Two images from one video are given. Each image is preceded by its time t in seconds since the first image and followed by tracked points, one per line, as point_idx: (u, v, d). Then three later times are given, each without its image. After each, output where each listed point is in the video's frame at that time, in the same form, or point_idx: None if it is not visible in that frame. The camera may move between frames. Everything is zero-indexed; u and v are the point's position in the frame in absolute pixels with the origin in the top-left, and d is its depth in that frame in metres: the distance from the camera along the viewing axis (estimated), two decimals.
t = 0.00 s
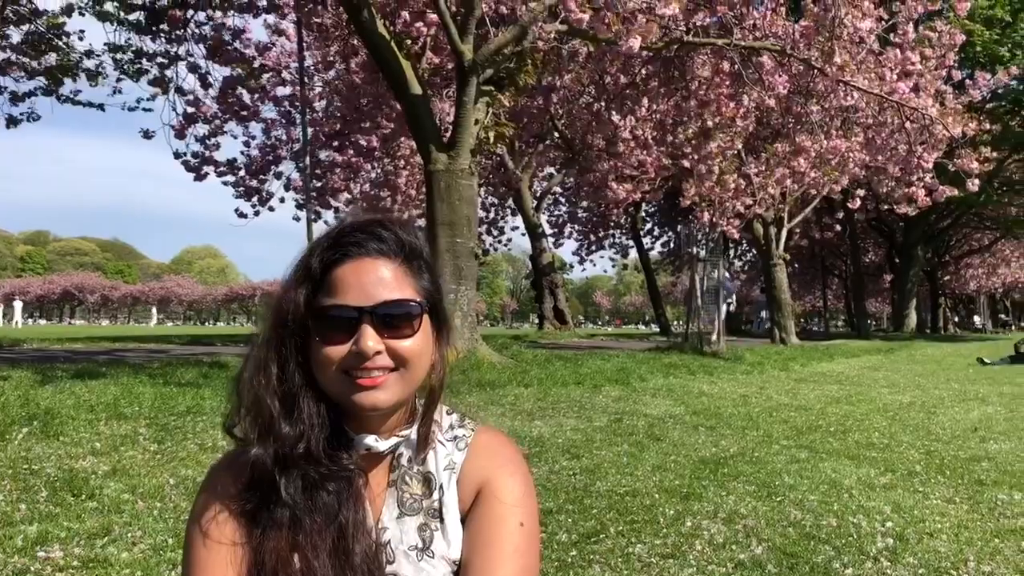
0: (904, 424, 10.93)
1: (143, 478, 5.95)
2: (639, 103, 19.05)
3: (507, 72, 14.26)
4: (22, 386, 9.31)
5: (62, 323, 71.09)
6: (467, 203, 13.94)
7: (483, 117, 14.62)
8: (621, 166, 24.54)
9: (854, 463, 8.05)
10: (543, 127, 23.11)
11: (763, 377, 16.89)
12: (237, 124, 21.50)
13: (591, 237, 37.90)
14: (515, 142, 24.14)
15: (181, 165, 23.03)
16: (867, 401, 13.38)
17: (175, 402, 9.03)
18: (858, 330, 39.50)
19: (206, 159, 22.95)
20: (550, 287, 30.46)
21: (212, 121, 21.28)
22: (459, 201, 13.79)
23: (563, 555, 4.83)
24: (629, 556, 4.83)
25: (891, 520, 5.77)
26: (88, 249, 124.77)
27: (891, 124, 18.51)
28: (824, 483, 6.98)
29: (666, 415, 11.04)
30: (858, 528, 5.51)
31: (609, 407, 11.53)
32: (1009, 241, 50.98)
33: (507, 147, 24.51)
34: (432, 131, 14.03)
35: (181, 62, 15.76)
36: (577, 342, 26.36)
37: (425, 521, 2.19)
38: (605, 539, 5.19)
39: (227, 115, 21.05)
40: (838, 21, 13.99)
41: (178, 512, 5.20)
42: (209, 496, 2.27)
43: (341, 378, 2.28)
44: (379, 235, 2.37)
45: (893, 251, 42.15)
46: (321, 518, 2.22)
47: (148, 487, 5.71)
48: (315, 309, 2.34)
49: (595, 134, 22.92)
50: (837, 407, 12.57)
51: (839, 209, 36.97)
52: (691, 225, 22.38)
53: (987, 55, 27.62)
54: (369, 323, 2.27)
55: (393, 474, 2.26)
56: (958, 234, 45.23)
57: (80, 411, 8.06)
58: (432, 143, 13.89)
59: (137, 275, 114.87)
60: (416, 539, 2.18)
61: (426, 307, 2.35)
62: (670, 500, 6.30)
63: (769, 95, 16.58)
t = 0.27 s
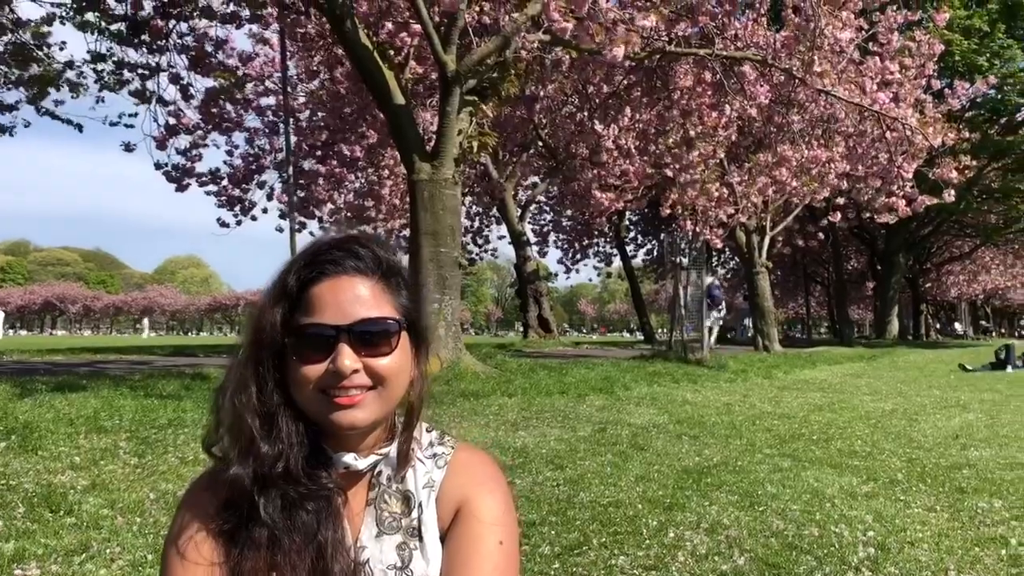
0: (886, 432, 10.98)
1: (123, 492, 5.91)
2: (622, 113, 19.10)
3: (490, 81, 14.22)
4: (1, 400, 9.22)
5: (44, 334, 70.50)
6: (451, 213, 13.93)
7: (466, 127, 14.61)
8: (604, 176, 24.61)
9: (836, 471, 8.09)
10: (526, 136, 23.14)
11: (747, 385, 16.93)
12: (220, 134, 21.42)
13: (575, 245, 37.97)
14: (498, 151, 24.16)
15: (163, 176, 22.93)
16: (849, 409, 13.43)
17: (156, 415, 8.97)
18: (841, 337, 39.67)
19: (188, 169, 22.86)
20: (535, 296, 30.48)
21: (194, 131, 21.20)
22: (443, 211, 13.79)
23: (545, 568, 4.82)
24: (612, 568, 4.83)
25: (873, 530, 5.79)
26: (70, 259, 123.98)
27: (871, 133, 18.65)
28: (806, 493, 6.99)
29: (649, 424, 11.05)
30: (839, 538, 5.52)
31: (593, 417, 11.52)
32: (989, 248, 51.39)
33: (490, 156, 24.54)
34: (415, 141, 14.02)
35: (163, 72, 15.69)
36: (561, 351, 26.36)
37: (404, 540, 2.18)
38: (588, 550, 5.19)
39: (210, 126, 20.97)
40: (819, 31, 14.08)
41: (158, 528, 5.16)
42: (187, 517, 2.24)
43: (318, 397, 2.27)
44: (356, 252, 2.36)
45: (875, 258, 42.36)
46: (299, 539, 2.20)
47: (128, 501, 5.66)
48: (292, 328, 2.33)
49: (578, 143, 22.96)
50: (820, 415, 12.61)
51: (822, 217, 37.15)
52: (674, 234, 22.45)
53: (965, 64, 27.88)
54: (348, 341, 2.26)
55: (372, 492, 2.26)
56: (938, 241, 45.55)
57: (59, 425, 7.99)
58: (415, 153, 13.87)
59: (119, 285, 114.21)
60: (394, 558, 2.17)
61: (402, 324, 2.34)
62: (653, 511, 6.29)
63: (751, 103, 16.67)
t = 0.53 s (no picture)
0: (873, 437, 11.01)
1: (108, 501, 5.87)
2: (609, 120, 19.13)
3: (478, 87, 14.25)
4: None
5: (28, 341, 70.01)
6: (438, 219, 13.92)
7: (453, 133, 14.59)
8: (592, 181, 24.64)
9: (824, 477, 8.09)
10: (513, 141, 23.15)
11: (734, 390, 16.95)
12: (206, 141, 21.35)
13: (563, 250, 37.99)
14: (486, 157, 24.16)
15: (149, 182, 22.84)
16: (836, 414, 13.46)
17: (141, 423, 8.92)
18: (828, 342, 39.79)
19: (175, 175, 22.77)
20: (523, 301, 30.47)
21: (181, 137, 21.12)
22: (430, 217, 13.78)
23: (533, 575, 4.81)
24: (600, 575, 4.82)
25: (859, 535, 5.80)
26: (55, 265, 123.24)
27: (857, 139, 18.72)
28: (794, 498, 7.00)
29: (637, 430, 11.04)
30: (826, 544, 5.54)
31: (582, 423, 11.52)
32: (974, 253, 51.68)
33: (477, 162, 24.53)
34: (402, 146, 14.00)
35: (149, 78, 15.63)
36: (549, 356, 26.34)
37: (393, 550, 2.18)
38: (576, 558, 5.18)
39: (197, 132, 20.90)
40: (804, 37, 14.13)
41: (143, 537, 5.13)
42: (174, 522, 2.23)
43: (292, 408, 2.24)
44: (326, 263, 2.34)
45: (862, 263, 42.53)
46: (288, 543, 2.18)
47: (113, 510, 5.62)
48: (265, 342, 2.32)
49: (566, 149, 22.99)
50: (807, 420, 12.63)
51: (808, 222, 37.29)
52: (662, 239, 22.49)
53: (950, 70, 28.04)
54: (319, 350, 2.23)
55: (362, 502, 2.26)
56: (924, 246, 45.76)
57: (43, 433, 7.94)
58: (402, 159, 13.86)
59: (106, 291, 113.59)
60: (385, 568, 2.17)
61: (374, 329, 2.29)
62: (641, 517, 6.30)
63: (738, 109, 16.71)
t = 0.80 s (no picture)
0: (866, 438, 11.01)
1: (101, 503, 5.84)
2: (603, 121, 19.13)
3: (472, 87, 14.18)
4: None
5: (21, 343, 69.80)
6: (433, 220, 13.90)
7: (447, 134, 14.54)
8: (586, 183, 24.65)
9: (818, 478, 8.10)
10: (507, 143, 23.14)
11: (728, 391, 16.96)
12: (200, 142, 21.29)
13: (557, 252, 38.02)
14: (479, 158, 24.15)
15: (142, 183, 22.79)
16: (830, 415, 13.46)
17: (134, 424, 8.90)
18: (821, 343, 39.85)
19: (167, 176, 22.71)
20: (516, 303, 30.46)
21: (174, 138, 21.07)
22: (424, 218, 13.76)
23: None
24: None
25: (853, 536, 5.80)
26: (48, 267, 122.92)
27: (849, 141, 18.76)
28: (788, 499, 7.00)
29: (631, 431, 11.04)
30: (820, 544, 5.53)
31: (576, 424, 11.50)
32: (967, 254, 51.82)
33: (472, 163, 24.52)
34: (395, 148, 13.97)
35: (143, 79, 15.59)
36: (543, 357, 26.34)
37: (398, 550, 2.14)
38: (571, 559, 5.17)
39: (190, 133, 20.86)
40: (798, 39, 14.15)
41: (136, 539, 5.11)
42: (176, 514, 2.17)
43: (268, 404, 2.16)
44: (303, 262, 2.30)
45: (855, 265, 42.61)
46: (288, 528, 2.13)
47: (105, 513, 5.60)
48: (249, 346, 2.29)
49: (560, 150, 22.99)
50: (801, 421, 12.64)
51: (802, 224, 37.35)
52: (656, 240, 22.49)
53: (942, 72, 28.11)
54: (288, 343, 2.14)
55: (364, 502, 2.21)
56: (916, 248, 45.89)
57: (35, 435, 7.91)
58: (396, 160, 13.83)
59: (99, 293, 113.31)
60: (388, 568, 2.13)
61: (345, 317, 2.19)
62: (636, 518, 6.29)
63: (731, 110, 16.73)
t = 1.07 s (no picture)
0: (867, 437, 11.02)
1: (103, 503, 5.86)
2: (604, 121, 19.13)
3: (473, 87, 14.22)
4: None
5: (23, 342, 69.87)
6: (433, 220, 13.91)
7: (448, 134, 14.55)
8: (587, 182, 24.65)
9: (818, 477, 8.10)
10: (508, 143, 23.15)
11: (729, 391, 16.96)
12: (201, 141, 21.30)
13: (558, 251, 38.04)
14: (480, 158, 24.15)
15: (145, 182, 22.82)
16: (830, 414, 13.47)
17: (136, 424, 8.92)
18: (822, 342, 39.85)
19: (169, 175, 22.74)
20: (517, 302, 30.47)
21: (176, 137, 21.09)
22: (425, 217, 13.76)
23: None
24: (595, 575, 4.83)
25: (853, 535, 5.81)
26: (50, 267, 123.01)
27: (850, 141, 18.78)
28: (788, 498, 7.01)
29: (632, 431, 11.05)
30: (820, 544, 5.55)
31: (577, 424, 11.51)
32: (968, 254, 51.80)
33: (472, 163, 24.51)
34: (396, 147, 13.97)
35: (145, 79, 15.61)
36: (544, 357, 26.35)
37: (394, 548, 2.06)
38: (571, 558, 5.19)
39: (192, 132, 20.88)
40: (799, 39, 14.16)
41: (138, 538, 5.12)
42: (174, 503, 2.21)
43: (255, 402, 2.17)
44: (296, 263, 2.30)
45: (856, 264, 42.60)
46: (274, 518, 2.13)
47: (107, 512, 5.61)
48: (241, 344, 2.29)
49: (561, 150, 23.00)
50: (801, 420, 12.64)
51: (803, 223, 37.35)
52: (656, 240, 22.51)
53: (944, 72, 28.09)
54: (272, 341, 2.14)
55: (362, 499, 2.15)
56: (918, 247, 45.87)
57: (37, 434, 7.92)
58: (397, 159, 13.84)
59: (101, 292, 113.34)
60: (384, 565, 2.06)
61: (331, 316, 2.18)
62: (636, 517, 6.30)
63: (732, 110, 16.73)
